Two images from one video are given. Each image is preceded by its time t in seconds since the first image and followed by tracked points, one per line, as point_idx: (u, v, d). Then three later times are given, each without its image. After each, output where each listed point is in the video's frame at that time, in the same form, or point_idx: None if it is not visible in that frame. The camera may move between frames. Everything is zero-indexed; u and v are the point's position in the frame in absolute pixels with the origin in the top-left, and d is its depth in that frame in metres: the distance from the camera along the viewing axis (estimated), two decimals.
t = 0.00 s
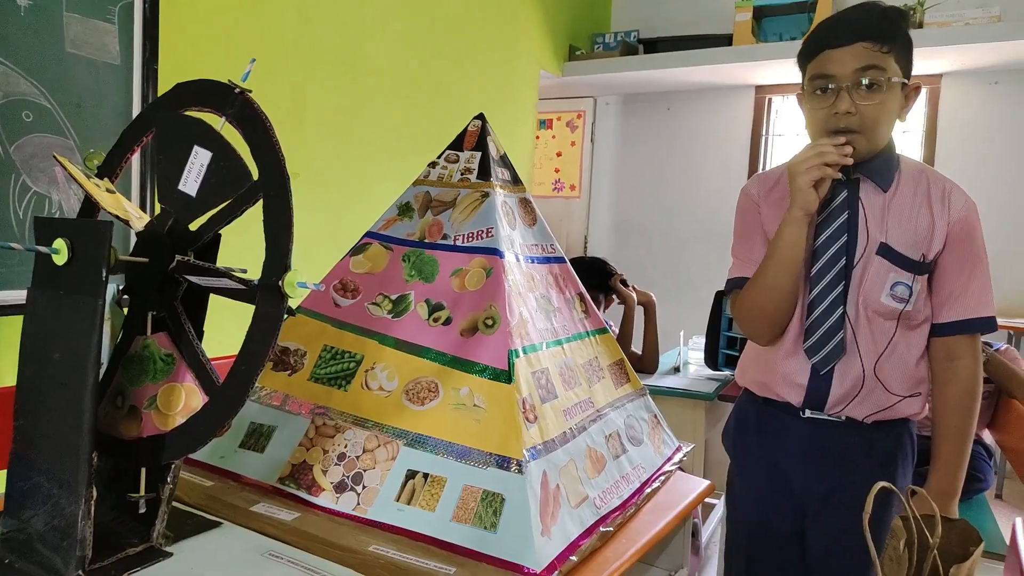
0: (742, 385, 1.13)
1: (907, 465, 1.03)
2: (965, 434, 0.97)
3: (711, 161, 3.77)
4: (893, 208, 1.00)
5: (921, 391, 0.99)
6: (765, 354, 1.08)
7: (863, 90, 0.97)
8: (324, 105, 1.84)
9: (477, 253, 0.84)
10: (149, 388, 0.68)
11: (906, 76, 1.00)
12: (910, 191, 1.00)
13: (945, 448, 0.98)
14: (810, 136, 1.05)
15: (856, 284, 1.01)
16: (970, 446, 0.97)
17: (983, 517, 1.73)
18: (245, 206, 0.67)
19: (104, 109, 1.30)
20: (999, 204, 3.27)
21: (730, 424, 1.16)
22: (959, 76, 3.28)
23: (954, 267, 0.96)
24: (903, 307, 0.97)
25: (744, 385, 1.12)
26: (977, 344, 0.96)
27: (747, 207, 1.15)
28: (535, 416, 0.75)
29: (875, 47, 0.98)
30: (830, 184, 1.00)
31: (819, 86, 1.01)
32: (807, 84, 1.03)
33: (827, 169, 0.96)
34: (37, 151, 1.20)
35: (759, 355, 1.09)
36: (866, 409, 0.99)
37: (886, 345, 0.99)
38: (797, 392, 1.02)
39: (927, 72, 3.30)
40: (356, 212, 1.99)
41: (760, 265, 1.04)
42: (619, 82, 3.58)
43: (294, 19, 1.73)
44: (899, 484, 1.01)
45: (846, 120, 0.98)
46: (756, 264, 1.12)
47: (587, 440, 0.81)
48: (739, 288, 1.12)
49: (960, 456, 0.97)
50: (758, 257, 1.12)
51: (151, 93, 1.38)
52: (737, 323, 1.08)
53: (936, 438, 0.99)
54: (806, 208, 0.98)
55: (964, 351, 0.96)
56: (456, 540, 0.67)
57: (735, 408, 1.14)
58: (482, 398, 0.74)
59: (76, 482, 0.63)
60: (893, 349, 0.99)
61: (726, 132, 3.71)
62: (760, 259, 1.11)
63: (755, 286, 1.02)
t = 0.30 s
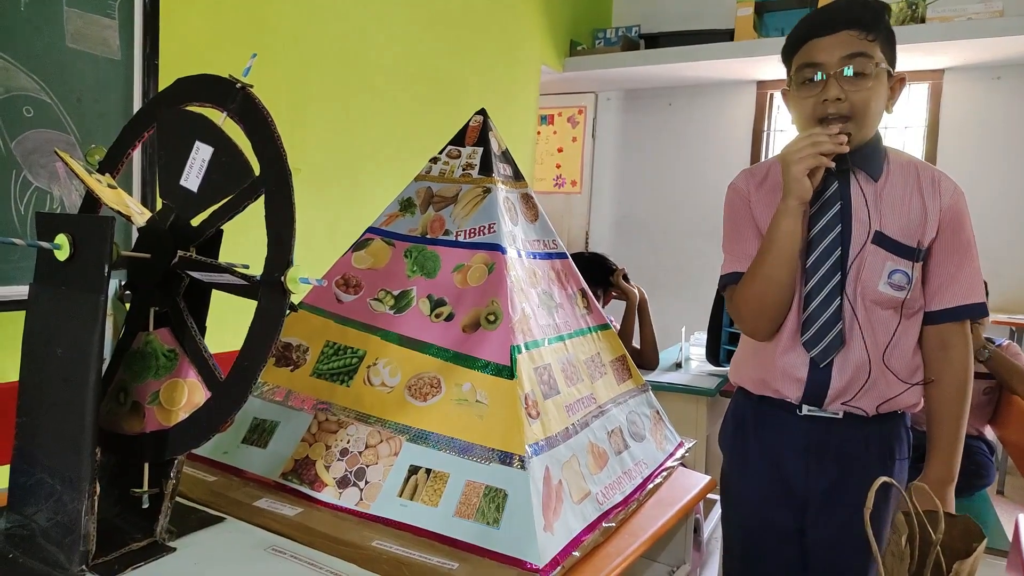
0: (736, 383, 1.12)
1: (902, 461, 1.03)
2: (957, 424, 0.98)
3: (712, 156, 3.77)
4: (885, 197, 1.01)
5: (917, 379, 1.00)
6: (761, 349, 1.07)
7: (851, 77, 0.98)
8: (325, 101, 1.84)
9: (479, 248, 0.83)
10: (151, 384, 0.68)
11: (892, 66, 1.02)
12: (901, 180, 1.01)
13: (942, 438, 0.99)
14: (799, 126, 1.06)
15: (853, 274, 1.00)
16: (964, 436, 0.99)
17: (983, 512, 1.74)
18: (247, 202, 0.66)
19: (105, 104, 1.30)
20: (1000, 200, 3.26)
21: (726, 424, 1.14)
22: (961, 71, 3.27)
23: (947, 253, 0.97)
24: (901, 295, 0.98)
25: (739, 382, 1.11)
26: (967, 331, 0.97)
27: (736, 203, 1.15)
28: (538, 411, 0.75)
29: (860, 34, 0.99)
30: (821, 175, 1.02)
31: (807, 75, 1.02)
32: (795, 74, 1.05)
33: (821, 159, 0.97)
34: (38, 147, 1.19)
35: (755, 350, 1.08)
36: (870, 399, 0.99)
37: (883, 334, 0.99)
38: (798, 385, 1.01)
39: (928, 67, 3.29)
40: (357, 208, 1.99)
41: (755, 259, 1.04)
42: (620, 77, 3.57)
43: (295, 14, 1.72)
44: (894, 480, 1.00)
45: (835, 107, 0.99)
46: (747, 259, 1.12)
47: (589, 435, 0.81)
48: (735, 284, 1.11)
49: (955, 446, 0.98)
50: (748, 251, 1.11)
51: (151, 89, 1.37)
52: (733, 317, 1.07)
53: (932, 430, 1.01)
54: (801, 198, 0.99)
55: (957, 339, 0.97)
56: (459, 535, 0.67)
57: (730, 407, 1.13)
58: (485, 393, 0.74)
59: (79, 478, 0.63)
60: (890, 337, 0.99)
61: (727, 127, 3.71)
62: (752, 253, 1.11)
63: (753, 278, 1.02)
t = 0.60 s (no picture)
0: (735, 384, 1.11)
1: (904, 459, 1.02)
2: (955, 421, 0.97)
3: (720, 154, 3.76)
4: (881, 192, 1.00)
5: (917, 375, 0.99)
6: (761, 347, 1.06)
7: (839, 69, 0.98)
8: (333, 98, 1.84)
9: (487, 246, 0.83)
10: (161, 380, 0.69)
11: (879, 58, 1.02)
12: (894, 176, 1.00)
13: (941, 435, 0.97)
14: (789, 122, 1.05)
15: (850, 270, 1.00)
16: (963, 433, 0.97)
17: (994, 513, 1.73)
18: (257, 199, 0.66)
19: (115, 101, 1.30)
20: (1012, 200, 3.24)
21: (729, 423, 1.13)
22: (972, 69, 3.24)
23: (944, 247, 0.97)
24: (898, 290, 0.97)
25: (739, 384, 1.10)
26: (966, 326, 0.97)
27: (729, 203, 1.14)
28: (546, 410, 0.75)
29: (846, 27, 1.00)
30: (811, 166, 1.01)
31: (794, 69, 1.03)
32: (783, 70, 1.05)
33: (809, 149, 0.97)
34: (49, 144, 1.20)
35: (754, 349, 1.08)
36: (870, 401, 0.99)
37: (882, 330, 0.98)
38: (796, 383, 1.01)
39: (939, 66, 3.27)
40: (365, 205, 1.99)
41: (748, 257, 1.04)
42: (628, 75, 3.56)
43: (303, 11, 1.72)
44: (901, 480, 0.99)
45: (827, 99, 0.99)
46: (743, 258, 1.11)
47: (597, 434, 0.81)
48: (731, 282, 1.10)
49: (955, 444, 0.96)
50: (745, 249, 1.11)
51: (161, 86, 1.38)
52: (730, 315, 1.06)
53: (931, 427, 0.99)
54: (792, 190, 0.98)
55: (956, 334, 0.97)
56: (467, 533, 0.67)
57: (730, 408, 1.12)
58: (494, 391, 0.74)
59: (89, 473, 0.63)
60: (889, 333, 0.98)
61: (735, 125, 3.69)
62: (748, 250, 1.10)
63: (748, 276, 1.01)
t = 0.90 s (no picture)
0: (729, 384, 1.11)
1: (899, 456, 1.02)
2: (953, 418, 0.96)
3: (722, 153, 3.75)
4: (871, 190, 1.00)
5: (909, 374, 0.99)
6: (754, 344, 1.07)
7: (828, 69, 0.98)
8: (336, 94, 1.84)
9: (490, 243, 0.83)
10: (164, 374, 0.69)
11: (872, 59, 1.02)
12: (886, 174, 1.01)
13: (936, 431, 0.97)
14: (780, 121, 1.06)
15: (839, 268, 1.00)
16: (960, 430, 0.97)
17: (994, 514, 1.73)
18: (261, 193, 0.66)
19: (118, 95, 1.30)
20: (1015, 201, 3.23)
21: (723, 424, 1.14)
22: (977, 69, 3.23)
23: (935, 246, 0.96)
24: (888, 288, 0.97)
25: (732, 384, 1.10)
26: (960, 324, 0.96)
27: (724, 201, 1.14)
28: (548, 407, 0.75)
29: (834, 28, 0.99)
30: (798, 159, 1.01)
31: (783, 73, 1.02)
32: (773, 74, 1.05)
33: (791, 139, 0.98)
34: (52, 137, 1.20)
35: (747, 346, 1.08)
36: (860, 400, 0.98)
37: (871, 327, 0.98)
38: (787, 382, 1.01)
39: (943, 66, 3.26)
40: (367, 202, 1.99)
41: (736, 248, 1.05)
42: (631, 72, 3.56)
43: (307, 6, 1.73)
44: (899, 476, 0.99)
45: (814, 100, 0.99)
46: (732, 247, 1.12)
47: (599, 431, 0.81)
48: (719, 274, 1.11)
49: (950, 441, 0.96)
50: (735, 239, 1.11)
51: (165, 80, 1.38)
52: (717, 307, 1.08)
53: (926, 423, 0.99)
54: (777, 180, 0.99)
55: (951, 333, 0.96)
56: (468, 529, 0.67)
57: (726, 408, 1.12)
58: (496, 387, 0.74)
59: (92, 466, 0.63)
60: (878, 330, 0.98)
61: (738, 124, 3.69)
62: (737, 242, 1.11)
63: (734, 265, 1.03)
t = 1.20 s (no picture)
0: (726, 384, 1.11)
1: (898, 457, 1.00)
2: (948, 418, 0.95)
3: (726, 153, 3.75)
4: (864, 190, 1.00)
5: (906, 372, 0.98)
6: (750, 344, 1.07)
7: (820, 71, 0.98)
8: (341, 94, 1.84)
9: (495, 243, 0.83)
10: (169, 373, 0.69)
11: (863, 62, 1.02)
12: (880, 174, 1.00)
13: (932, 430, 0.96)
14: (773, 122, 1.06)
15: (832, 267, 1.00)
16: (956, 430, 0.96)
17: (1000, 515, 1.72)
18: (267, 192, 0.66)
19: (124, 94, 1.31)
20: (1022, 201, 3.21)
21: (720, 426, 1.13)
22: (983, 69, 3.22)
23: (928, 244, 0.96)
24: (881, 287, 0.97)
25: (730, 384, 1.09)
26: (955, 324, 0.96)
27: (719, 203, 1.14)
28: (552, 407, 0.75)
29: (826, 30, 0.99)
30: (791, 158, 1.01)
31: (776, 74, 1.03)
32: (766, 73, 1.05)
33: (784, 139, 0.98)
34: (58, 137, 1.21)
35: (745, 346, 1.08)
36: (858, 399, 0.98)
37: (865, 326, 0.98)
38: (783, 381, 1.01)
39: (948, 66, 3.25)
40: (371, 201, 1.99)
41: (731, 246, 1.04)
42: (635, 73, 3.55)
43: (312, 6, 1.73)
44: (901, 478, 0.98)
45: (807, 101, 0.99)
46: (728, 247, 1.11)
47: (603, 432, 0.81)
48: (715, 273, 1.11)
49: (947, 440, 0.95)
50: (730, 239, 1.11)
51: (169, 80, 1.38)
52: (712, 307, 1.08)
53: (923, 423, 0.98)
54: (769, 179, 0.99)
55: (945, 332, 0.96)
56: (472, 529, 0.67)
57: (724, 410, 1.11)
58: (500, 388, 0.74)
59: (97, 464, 0.63)
60: (872, 329, 0.98)
61: (742, 124, 3.68)
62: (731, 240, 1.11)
63: (729, 266, 1.02)
